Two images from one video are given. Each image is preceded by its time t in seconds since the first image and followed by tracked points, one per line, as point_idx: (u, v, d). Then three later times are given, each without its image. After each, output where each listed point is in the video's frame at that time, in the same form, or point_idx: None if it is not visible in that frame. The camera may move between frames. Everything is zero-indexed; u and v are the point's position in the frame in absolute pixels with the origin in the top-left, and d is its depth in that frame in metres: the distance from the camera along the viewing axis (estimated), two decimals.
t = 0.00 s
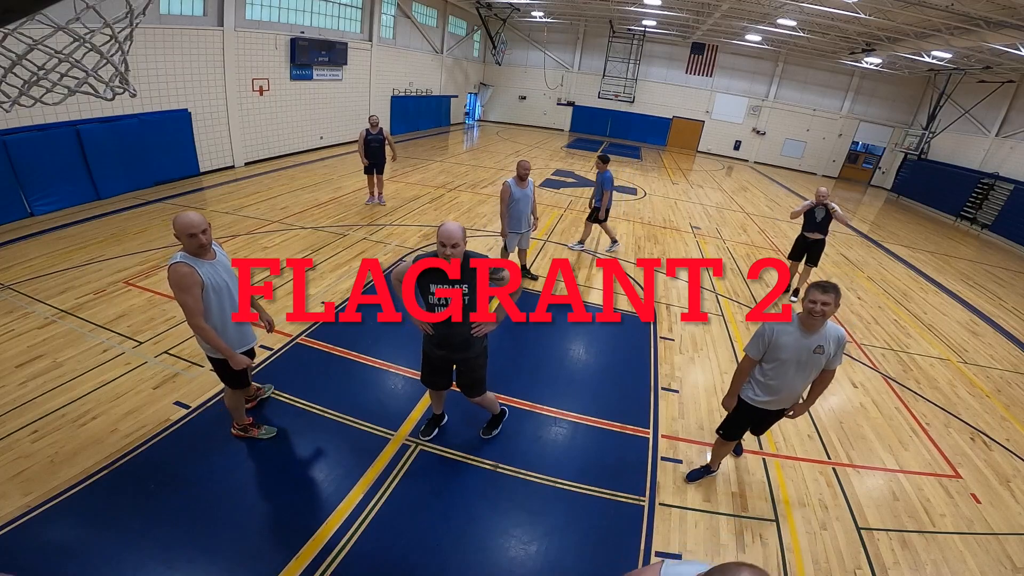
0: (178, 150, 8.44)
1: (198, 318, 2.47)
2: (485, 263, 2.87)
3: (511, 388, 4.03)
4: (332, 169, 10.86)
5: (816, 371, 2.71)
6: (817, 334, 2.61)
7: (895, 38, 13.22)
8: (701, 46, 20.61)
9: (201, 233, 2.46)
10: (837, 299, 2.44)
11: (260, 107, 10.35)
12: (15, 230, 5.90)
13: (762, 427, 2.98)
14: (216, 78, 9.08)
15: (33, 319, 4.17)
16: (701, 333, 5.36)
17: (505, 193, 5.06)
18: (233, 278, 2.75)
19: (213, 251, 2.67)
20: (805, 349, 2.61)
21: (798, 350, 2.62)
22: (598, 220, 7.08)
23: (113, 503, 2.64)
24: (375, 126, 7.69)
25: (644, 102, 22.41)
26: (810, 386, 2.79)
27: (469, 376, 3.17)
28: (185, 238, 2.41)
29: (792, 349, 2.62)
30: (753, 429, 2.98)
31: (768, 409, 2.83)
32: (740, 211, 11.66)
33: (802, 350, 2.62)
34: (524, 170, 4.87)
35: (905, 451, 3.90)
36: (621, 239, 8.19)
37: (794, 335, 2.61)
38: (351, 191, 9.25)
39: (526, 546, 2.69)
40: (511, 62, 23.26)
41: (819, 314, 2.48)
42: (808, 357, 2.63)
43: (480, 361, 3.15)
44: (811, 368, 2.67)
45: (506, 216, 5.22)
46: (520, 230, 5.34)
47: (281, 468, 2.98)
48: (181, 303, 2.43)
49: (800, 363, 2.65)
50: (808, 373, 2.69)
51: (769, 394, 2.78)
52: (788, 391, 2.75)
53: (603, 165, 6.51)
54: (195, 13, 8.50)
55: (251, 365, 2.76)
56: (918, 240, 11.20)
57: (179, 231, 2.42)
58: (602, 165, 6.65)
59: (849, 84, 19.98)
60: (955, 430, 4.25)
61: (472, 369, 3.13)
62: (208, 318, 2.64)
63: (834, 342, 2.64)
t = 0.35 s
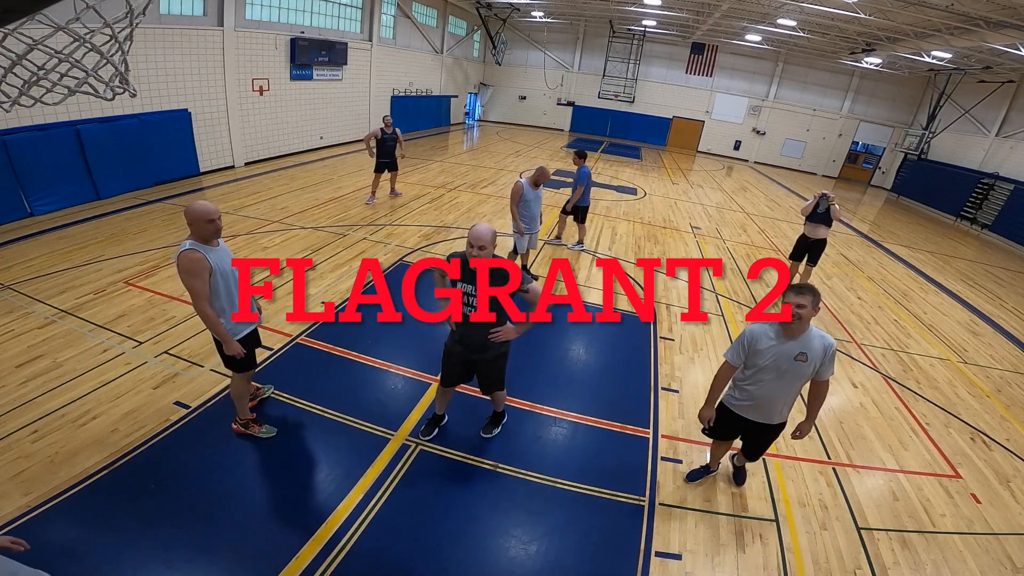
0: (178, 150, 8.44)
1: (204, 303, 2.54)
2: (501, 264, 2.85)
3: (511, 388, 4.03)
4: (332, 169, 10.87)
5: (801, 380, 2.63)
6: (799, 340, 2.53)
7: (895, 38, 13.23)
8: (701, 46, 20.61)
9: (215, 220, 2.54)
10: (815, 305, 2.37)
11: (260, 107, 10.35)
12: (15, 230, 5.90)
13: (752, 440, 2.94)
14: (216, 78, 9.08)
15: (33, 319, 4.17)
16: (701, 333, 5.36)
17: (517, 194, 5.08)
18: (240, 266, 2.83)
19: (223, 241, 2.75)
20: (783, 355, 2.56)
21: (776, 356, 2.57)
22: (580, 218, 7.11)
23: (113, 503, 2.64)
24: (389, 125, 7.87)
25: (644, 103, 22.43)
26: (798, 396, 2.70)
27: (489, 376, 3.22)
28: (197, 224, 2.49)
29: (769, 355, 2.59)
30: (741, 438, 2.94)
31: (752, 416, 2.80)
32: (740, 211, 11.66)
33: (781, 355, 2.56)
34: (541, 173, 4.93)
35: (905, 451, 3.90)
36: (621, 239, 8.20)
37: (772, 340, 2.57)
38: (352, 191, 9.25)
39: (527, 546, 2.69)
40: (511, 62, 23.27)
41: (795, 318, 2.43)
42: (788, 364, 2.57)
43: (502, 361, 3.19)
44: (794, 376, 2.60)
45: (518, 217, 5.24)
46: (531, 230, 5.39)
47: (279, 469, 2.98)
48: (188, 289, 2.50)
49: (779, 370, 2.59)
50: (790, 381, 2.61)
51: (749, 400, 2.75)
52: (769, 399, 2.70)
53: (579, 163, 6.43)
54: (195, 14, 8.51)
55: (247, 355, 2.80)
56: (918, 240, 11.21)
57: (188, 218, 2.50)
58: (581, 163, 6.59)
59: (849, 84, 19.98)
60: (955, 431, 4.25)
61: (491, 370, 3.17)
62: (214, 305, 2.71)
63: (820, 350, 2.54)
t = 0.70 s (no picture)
0: (178, 150, 8.44)
1: (220, 289, 2.63)
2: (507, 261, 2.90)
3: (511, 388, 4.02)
4: (332, 169, 10.86)
5: (782, 399, 2.41)
6: (782, 354, 2.35)
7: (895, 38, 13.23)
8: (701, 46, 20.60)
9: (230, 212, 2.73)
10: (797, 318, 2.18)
11: (260, 107, 10.35)
12: (15, 230, 5.90)
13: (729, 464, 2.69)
14: (216, 78, 9.08)
15: (33, 319, 4.17)
16: (701, 333, 5.36)
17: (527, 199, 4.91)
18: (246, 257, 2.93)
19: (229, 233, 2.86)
20: (759, 366, 2.39)
21: (752, 366, 2.42)
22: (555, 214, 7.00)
23: (112, 503, 2.64)
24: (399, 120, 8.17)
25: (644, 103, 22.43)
26: (778, 418, 2.46)
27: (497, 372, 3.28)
28: (216, 215, 2.67)
29: (746, 362, 2.46)
30: (718, 459, 2.66)
31: (724, 430, 2.61)
32: (740, 211, 11.66)
33: (758, 364, 2.40)
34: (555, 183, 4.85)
35: (905, 451, 3.90)
36: (621, 239, 8.20)
37: (750, 349, 2.43)
38: (352, 191, 9.24)
39: (527, 546, 2.69)
40: (511, 62, 23.26)
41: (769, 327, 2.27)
42: (764, 377, 2.39)
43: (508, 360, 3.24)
44: (771, 393, 2.40)
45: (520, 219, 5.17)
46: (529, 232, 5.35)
47: (279, 468, 2.98)
48: (210, 275, 2.59)
49: (755, 382, 2.42)
50: (765, 397, 2.41)
51: (723, 412, 2.58)
52: (740, 413, 2.51)
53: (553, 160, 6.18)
54: (195, 14, 8.51)
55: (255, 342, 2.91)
56: (918, 240, 11.20)
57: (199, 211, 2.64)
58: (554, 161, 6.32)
59: (849, 84, 19.98)
60: (955, 431, 4.25)
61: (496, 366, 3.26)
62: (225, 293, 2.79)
63: (803, 369, 2.32)
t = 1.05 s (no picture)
0: (178, 149, 8.44)
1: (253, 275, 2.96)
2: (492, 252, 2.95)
3: (511, 388, 4.02)
4: (332, 169, 10.86)
5: (750, 420, 2.28)
6: (764, 373, 2.22)
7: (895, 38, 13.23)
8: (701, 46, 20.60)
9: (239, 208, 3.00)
10: (785, 336, 2.05)
11: (260, 107, 10.35)
12: (15, 230, 5.89)
13: (691, 473, 2.63)
14: (216, 78, 9.07)
15: (33, 319, 4.17)
16: (701, 333, 5.37)
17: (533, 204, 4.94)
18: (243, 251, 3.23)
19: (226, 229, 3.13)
20: (735, 378, 2.31)
21: (729, 378, 2.34)
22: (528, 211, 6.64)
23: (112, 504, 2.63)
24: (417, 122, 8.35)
25: (644, 103, 22.43)
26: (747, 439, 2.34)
27: (489, 367, 3.28)
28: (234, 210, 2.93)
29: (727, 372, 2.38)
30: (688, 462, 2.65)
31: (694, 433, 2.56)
32: (740, 211, 11.66)
33: (736, 375, 2.31)
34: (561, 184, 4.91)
35: (906, 452, 3.89)
36: (621, 239, 8.20)
37: (736, 361, 2.34)
38: (352, 191, 9.24)
39: (527, 546, 2.69)
40: (511, 62, 23.26)
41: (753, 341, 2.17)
42: (736, 391, 2.30)
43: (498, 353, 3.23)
44: (738, 409, 2.30)
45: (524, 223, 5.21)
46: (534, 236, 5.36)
47: (280, 468, 2.98)
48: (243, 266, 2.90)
49: (726, 394, 2.35)
50: (734, 411, 2.32)
51: (695, 414, 2.54)
52: (708, 421, 2.44)
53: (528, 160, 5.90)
54: (195, 14, 8.51)
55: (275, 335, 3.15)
56: (918, 240, 11.21)
57: (217, 206, 2.88)
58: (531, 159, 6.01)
59: (849, 84, 19.98)
60: (955, 431, 4.25)
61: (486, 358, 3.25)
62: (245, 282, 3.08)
63: (778, 395, 2.16)
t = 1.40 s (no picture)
0: (178, 149, 8.44)
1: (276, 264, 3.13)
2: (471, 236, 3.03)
3: (511, 388, 4.02)
4: (332, 169, 10.87)
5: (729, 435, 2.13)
6: (754, 392, 2.04)
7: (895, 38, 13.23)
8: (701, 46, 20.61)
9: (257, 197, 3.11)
10: (785, 359, 1.87)
11: (260, 107, 10.35)
12: (15, 230, 5.90)
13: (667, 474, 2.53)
14: (216, 78, 9.08)
15: (33, 319, 4.17)
16: (701, 333, 5.37)
17: (539, 207, 4.89)
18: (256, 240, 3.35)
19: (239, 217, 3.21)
20: (724, 390, 2.15)
21: (718, 389, 2.18)
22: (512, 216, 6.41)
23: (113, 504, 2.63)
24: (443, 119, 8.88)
25: (644, 103, 22.44)
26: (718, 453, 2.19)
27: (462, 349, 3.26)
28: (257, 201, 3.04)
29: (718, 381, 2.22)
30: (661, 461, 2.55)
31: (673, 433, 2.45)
32: (740, 211, 11.66)
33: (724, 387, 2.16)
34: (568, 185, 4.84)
35: (906, 451, 3.90)
36: (621, 239, 8.20)
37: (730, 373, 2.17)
38: (352, 191, 9.24)
39: (527, 546, 2.69)
40: (511, 62, 23.25)
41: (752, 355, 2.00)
42: (722, 404, 2.15)
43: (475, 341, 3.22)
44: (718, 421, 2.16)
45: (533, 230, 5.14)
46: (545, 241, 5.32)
47: (280, 469, 2.97)
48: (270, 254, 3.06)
49: (712, 404, 2.20)
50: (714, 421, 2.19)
51: (679, 416, 2.42)
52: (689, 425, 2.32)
53: (508, 160, 5.79)
54: (195, 14, 8.51)
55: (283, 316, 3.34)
56: (918, 240, 11.21)
57: (240, 199, 2.97)
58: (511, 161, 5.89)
59: (849, 84, 19.98)
60: (955, 431, 4.25)
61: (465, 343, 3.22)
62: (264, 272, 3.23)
63: (760, 418, 1.99)
